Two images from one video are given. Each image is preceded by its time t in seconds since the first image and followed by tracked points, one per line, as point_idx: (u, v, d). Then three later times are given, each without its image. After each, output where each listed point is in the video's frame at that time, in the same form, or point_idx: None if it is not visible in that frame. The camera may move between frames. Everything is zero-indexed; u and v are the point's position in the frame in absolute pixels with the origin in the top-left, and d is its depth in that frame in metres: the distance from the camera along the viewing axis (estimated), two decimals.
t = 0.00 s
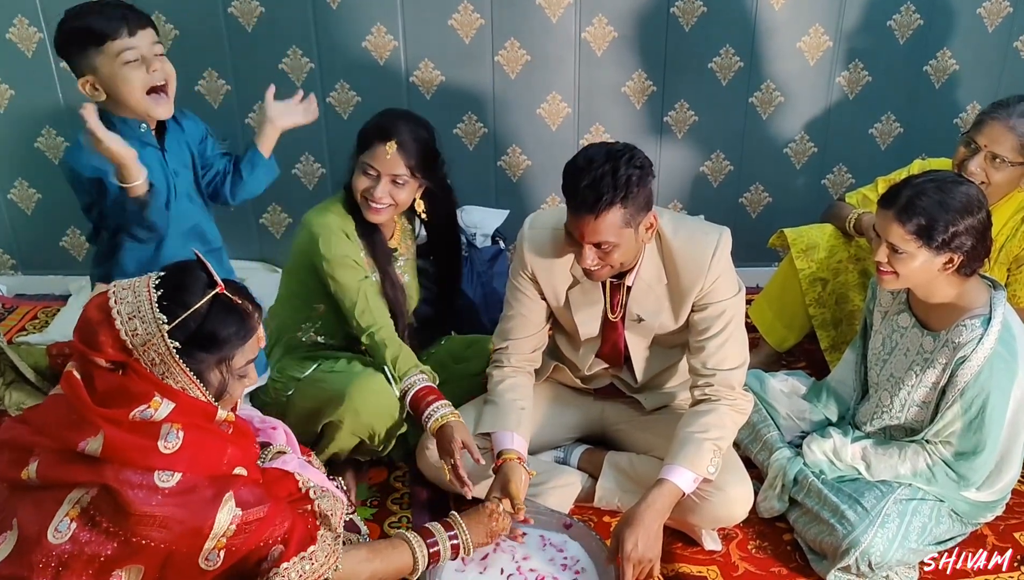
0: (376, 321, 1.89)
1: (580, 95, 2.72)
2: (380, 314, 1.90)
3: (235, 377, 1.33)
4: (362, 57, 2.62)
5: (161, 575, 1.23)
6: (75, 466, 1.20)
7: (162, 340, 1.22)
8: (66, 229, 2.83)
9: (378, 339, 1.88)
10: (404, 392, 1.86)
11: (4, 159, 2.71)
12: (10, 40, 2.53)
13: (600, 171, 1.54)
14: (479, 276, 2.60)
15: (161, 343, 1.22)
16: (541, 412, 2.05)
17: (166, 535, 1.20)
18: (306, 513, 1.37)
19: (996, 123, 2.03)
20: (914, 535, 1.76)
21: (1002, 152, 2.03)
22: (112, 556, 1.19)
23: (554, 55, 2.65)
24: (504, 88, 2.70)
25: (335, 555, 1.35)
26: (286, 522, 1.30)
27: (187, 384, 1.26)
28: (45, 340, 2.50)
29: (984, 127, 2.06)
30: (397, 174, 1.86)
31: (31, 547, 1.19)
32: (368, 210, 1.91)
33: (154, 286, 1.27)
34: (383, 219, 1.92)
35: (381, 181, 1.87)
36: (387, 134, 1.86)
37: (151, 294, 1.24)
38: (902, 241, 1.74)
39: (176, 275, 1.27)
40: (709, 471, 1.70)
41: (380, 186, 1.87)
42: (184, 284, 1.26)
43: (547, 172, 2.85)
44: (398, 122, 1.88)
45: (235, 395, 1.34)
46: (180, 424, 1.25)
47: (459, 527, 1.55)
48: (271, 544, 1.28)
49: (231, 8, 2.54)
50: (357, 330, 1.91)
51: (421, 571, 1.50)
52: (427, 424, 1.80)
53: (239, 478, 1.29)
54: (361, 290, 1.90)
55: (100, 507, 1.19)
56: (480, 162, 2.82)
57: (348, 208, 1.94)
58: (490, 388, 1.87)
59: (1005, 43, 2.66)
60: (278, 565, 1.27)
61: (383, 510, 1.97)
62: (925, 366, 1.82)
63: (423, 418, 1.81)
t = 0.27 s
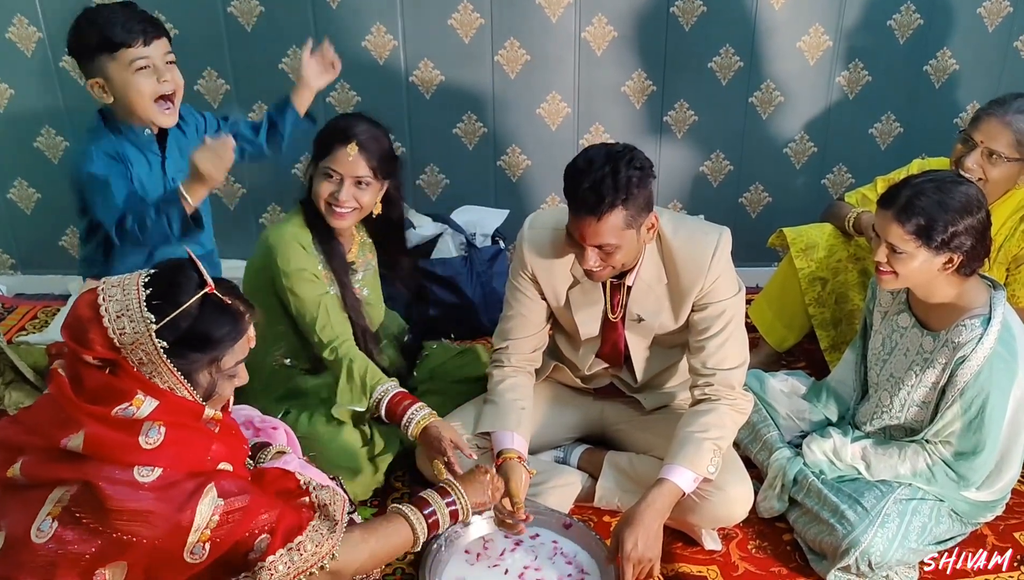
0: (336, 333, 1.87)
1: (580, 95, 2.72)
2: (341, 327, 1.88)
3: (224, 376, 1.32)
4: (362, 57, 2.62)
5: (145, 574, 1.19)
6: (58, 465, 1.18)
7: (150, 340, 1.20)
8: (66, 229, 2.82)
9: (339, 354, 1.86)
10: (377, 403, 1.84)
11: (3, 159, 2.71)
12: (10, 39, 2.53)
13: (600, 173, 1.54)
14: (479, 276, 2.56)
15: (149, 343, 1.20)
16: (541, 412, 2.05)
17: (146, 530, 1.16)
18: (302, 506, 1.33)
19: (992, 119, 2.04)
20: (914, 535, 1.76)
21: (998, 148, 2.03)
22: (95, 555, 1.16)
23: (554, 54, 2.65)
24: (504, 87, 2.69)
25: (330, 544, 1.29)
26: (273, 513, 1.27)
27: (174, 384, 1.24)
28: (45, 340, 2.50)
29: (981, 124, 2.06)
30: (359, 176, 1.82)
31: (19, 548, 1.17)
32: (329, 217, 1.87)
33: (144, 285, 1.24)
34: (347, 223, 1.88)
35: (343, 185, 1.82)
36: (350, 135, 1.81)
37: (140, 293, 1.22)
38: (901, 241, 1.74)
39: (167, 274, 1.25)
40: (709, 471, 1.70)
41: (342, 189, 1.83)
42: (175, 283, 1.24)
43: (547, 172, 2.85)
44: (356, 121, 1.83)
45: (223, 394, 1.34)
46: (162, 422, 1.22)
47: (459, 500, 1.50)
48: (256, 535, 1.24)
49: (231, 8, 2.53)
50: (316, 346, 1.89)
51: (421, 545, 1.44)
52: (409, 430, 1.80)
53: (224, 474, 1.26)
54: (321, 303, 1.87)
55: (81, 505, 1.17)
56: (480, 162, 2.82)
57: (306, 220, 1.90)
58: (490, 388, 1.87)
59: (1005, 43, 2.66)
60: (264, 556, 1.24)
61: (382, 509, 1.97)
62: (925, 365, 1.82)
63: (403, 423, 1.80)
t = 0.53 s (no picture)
0: (305, 353, 1.83)
1: (580, 95, 2.72)
2: (311, 343, 1.84)
3: (210, 377, 1.31)
4: (362, 57, 2.62)
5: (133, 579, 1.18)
6: (44, 467, 1.19)
7: (134, 340, 1.20)
8: (66, 229, 2.82)
9: (308, 372, 1.82)
10: (350, 418, 1.81)
11: (3, 159, 2.71)
12: (10, 40, 2.53)
13: (606, 177, 1.54)
14: (479, 277, 2.57)
15: (133, 343, 1.20)
16: (541, 412, 2.05)
17: (132, 535, 1.16)
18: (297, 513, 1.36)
19: (989, 116, 2.05)
20: (914, 535, 1.76)
21: (995, 145, 2.03)
22: (82, 560, 1.16)
23: (554, 54, 2.65)
24: (504, 87, 2.70)
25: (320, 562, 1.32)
26: (263, 522, 1.26)
27: (159, 384, 1.25)
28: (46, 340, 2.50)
29: (977, 121, 2.07)
30: (338, 185, 1.81)
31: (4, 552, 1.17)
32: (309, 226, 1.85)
33: (127, 285, 1.25)
34: (328, 231, 1.86)
35: (322, 194, 1.80)
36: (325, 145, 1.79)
37: (124, 293, 1.22)
38: (900, 241, 1.74)
39: (151, 274, 1.26)
40: (709, 471, 1.70)
41: (321, 199, 1.81)
42: (159, 284, 1.25)
43: (548, 172, 2.85)
44: (330, 126, 1.80)
45: (206, 397, 1.33)
46: (148, 424, 1.22)
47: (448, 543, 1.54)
48: (246, 544, 1.24)
49: (231, 8, 2.53)
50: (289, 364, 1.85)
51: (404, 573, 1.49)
52: (386, 442, 1.77)
53: (211, 477, 1.25)
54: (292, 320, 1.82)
55: (67, 509, 1.17)
56: (480, 162, 2.82)
57: (281, 229, 1.86)
58: (490, 388, 1.87)
59: (1005, 43, 2.67)
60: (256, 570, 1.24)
61: (382, 509, 1.97)
62: (925, 365, 1.82)
63: (379, 435, 1.78)
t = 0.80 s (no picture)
0: (306, 361, 1.82)
1: (580, 95, 2.72)
2: (310, 351, 1.83)
3: (207, 377, 1.29)
4: (362, 57, 2.62)
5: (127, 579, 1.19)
6: (38, 468, 1.19)
7: (129, 341, 1.19)
8: (66, 229, 2.83)
9: (308, 380, 1.82)
10: (353, 422, 1.82)
11: (3, 159, 2.71)
12: (10, 40, 2.53)
13: (608, 177, 1.54)
14: (479, 276, 2.57)
15: (128, 345, 1.19)
16: (541, 412, 2.05)
17: (126, 536, 1.16)
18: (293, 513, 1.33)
19: (987, 114, 2.05)
20: (914, 535, 1.76)
21: (993, 143, 2.03)
22: (76, 561, 1.16)
23: (554, 55, 2.65)
24: (504, 87, 2.70)
25: (315, 559, 1.29)
26: (258, 522, 1.26)
27: (154, 385, 1.23)
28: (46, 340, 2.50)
29: (975, 119, 2.07)
30: (339, 195, 1.80)
31: None
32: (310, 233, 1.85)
33: (122, 286, 1.23)
34: (328, 237, 1.86)
35: (325, 204, 1.79)
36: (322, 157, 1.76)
37: (118, 295, 1.20)
38: (900, 241, 1.74)
39: (146, 274, 1.24)
40: (708, 471, 1.70)
41: (324, 208, 1.80)
42: (153, 284, 1.23)
43: (547, 172, 2.85)
44: (322, 132, 1.77)
45: (206, 394, 1.31)
46: (142, 424, 1.21)
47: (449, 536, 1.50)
48: (240, 544, 1.24)
49: (231, 8, 2.53)
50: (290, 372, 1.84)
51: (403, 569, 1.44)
52: (392, 443, 1.79)
53: (205, 477, 1.25)
54: (292, 329, 1.81)
55: (61, 510, 1.17)
56: (479, 162, 2.82)
57: (281, 232, 1.85)
58: (490, 388, 1.87)
59: (1005, 43, 2.67)
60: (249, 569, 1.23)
61: (382, 509, 1.97)
62: (925, 365, 1.82)
63: (384, 437, 1.79)
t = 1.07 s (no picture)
0: (305, 369, 1.83)
1: (580, 95, 2.72)
2: (309, 360, 1.84)
3: (190, 372, 1.28)
4: (362, 57, 2.62)
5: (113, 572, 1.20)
6: (19, 466, 1.19)
7: (111, 340, 1.17)
8: (66, 229, 2.83)
9: (306, 388, 1.83)
10: (350, 429, 1.82)
11: (3, 159, 2.71)
12: (10, 40, 2.53)
13: (608, 174, 1.54)
14: (479, 276, 2.57)
15: (110, 343, 1.17)
16: (541, 412, 2.05)
17: (108, 529, 1.17)
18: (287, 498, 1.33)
19: (986, 114, 2.05)
20: (914, 535, 1.76)
21: (992, 142, 2.03)
22: (61, 557, 1.17)
23: (554, 55, 2.65)
24: (504, 88, 2.70)
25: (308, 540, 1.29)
26: (244, 504, 1.26)
27: (137, 383, 1.22)
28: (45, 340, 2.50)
29: (975, 119, 2.07)
30: (353, 206, 1.79)
31: None
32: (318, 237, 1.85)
33: (103, 282, 1.21)
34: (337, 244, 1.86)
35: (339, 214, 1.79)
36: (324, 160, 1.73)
37: (99, 292, 1.18)
38: (899, 242, 1.74)
39: (127, 271, 1.22)
40: (709, 471, 1.70)
41: (337, 218, 1.79)
42: (135, 281, 1.21)
43: (547, 172, 2.85)
44: (331, 135, 1.77)
45: (190, 391, 1.30)
46: (121, 419, 1.21)
47: (450, 509, 1.47)
48: (227, 528, 1.24)
49: (231, 8, 2.53)
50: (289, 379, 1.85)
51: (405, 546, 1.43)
52: (389, 451, 1.78)
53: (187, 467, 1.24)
54: (293, 337, 1.82)
55: (43, 507, 1.17)
56: (479, 162, 2.82)
57: (283, 234, 1.85)
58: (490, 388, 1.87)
59: (1005, 43, 2.67)
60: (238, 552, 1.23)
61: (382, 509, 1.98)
62: (924, 365, 1.82)
63: (380, 445, 1.79)
